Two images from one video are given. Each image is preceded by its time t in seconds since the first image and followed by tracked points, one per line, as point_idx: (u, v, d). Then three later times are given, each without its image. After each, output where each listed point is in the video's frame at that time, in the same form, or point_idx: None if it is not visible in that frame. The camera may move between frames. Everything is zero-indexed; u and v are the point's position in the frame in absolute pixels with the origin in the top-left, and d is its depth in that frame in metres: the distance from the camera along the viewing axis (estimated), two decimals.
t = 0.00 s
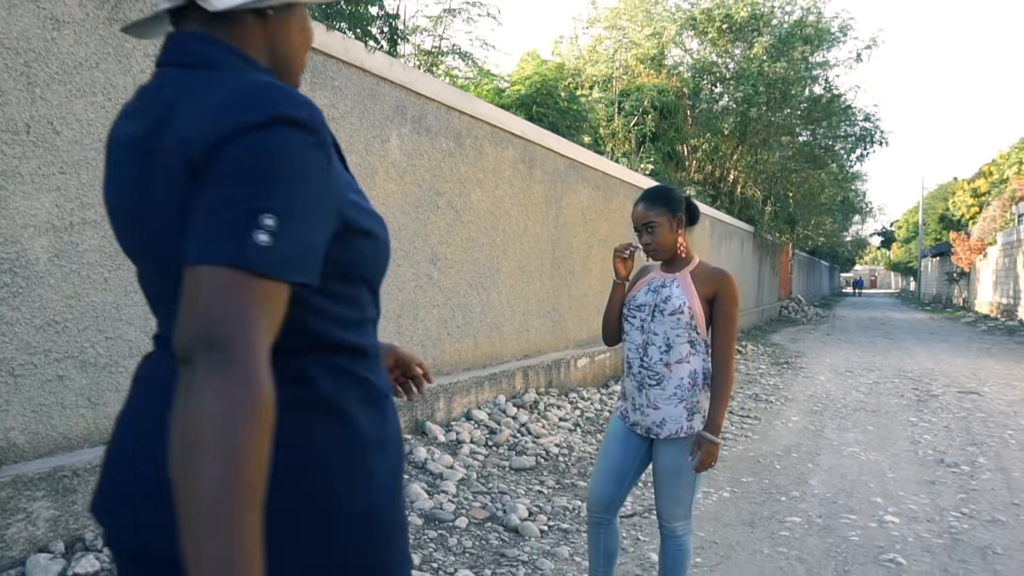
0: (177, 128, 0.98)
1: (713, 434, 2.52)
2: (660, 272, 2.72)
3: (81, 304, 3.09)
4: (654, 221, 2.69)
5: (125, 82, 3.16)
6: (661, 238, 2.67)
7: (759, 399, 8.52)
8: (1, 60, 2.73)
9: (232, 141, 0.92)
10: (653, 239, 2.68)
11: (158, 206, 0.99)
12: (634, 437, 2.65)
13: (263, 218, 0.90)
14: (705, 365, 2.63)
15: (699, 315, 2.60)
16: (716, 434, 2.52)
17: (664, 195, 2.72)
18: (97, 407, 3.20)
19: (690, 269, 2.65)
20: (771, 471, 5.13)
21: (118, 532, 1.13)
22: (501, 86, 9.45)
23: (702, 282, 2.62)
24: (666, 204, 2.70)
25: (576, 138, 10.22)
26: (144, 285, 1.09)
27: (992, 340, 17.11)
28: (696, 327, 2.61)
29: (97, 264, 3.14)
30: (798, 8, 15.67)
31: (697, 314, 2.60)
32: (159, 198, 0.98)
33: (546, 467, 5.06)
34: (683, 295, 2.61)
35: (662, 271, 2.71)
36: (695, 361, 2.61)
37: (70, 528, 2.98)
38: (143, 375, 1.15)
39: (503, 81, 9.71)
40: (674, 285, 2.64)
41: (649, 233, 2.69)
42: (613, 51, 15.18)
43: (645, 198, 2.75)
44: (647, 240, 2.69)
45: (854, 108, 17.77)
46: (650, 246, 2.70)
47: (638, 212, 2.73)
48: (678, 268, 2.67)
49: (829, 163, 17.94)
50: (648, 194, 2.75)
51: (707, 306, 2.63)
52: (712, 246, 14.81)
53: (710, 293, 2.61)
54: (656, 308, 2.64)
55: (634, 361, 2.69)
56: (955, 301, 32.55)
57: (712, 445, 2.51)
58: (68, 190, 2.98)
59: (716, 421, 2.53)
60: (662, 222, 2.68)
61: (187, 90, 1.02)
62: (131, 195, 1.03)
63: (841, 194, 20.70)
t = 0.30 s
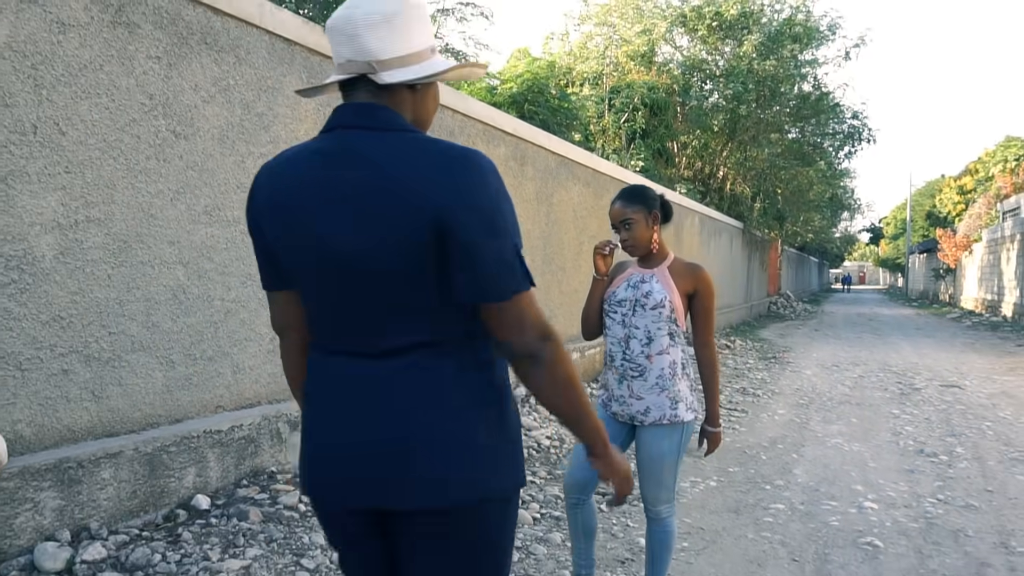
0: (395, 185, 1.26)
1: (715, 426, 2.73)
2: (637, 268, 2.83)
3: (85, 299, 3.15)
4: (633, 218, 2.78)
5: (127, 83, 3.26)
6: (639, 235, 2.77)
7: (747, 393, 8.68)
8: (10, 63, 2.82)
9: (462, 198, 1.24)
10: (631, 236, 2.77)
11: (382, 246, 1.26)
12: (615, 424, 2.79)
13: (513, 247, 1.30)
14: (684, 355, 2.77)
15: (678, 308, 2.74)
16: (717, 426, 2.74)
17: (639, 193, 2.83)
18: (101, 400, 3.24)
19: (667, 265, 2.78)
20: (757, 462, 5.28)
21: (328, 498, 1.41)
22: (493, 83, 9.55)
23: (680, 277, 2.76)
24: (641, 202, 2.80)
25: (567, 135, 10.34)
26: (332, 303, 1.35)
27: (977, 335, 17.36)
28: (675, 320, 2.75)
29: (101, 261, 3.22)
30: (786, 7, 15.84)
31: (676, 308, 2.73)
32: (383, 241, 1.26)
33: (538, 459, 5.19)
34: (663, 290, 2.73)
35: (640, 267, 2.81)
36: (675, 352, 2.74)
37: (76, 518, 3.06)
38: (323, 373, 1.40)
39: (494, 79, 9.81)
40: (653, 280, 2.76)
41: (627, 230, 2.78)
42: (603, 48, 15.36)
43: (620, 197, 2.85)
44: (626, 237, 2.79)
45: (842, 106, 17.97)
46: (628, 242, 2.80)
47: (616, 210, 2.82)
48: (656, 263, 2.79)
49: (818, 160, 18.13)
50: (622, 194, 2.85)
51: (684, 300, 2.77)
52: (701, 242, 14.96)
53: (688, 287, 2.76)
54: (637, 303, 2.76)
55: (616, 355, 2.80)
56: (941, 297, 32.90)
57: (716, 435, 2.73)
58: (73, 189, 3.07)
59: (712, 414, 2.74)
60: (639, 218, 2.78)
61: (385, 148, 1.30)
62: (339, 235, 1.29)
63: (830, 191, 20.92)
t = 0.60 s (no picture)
0: (466, 179, 1.49)
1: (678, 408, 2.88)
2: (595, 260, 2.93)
3: (92, 288, 3.28)
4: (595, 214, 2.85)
5: (134, 80, 3.38)
6: (598, 230, 2.84)
7: (734, 384, 8.87)
8: (23, 61, 2.95)
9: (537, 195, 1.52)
10: (591, 231, 2.84)
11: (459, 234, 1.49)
12: (576, 410, 2.92)
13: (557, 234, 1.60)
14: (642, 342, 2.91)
15: (635, 297, 2.86)
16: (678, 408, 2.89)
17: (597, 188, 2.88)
18: (107, 384, 3.37)
19: (624, 257, 2.90)
20: (740, 449, 5.46)
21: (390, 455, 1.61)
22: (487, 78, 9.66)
23: (636, 268, 2.89)
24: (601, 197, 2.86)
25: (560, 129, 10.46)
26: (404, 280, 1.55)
27: (964, 329, 17.59)
28: (633, 308, 2.88)
29: (108, 251, 3.34)
30: (780, 2, 15.95)
31: (633, 297, 2.86)
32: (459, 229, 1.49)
33: (528, 446, 5.34)
34: (619, 281, 2.85)
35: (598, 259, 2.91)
36: (633, 338, 2.87)
37: (83, 496, 3.18)
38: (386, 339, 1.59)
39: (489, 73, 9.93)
40: (611, 272, 2.86)
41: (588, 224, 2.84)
42: (597, 42, 15.46)
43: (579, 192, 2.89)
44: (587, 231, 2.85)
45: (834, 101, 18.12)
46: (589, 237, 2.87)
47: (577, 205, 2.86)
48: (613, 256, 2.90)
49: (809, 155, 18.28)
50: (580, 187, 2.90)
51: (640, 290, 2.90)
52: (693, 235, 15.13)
53: (643, 278, 2.89)
54: (597, 293, 2.86)
55: (576, 343, 2.90)
56: (931, 291, 33.20)
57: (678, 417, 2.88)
58: (82, 181, 3.19)
59: (675, 397, 2.89)
60: (597, 213, 2.85)
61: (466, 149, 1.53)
62: (421, 222, 1.50)
63: (822, 185, 21.10)
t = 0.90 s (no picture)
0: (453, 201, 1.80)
1: (592, 386, 2.90)
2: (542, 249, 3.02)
3: (99, 277, 3.40)
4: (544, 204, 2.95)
5: (139, 76, 3.50)
6: (546, 219, 2.95)
7: (726, 376, 9.01)
8: (34, 58, 3.07)
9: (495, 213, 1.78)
10: (539, 220, 2.94)
11: (440, 241, 1.82)
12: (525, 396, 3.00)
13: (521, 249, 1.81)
14: (582, 326, 2.97)
15: (576, 283, 2.94)
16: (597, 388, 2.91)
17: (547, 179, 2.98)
18: (113, 370, 3.50)
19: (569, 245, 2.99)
20: (728, 438, 5.60)
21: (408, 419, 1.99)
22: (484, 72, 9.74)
23: (577, 255, 2.97)
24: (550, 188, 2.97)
25: (556, 123, 10.56)
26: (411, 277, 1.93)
27: (957, 322, 17.76)
28: (573, 293, 2.95)
29: (114, 242, 3.46)
30: None
31: (574, 282, 2.94)
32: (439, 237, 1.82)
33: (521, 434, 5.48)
34: (562, 267, 2.93)
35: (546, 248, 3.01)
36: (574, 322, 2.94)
37: (90, 477, 3.31)
38: (401, 324, 1.98)
39: (487, 67, 10.00)
40: (555, 259, 2.95)
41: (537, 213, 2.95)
42: (597, 35, 15.25)
43: (529, 183, 2.99)
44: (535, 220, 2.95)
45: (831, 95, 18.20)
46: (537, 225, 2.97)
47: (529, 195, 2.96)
48: (558, 244, 2.99)
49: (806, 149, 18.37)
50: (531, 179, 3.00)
51: (582, 276, 2.98)
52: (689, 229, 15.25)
53: (586, 265, 2.97)
54: (539, 279, 2.94)
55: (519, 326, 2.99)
56: (927, 286, 33.35)
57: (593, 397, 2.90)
58: (90, 174, 3.31)
59: (593, 376, 2.92)
60: (546, 204, 2.96)
61: (448, 172, 1.85)
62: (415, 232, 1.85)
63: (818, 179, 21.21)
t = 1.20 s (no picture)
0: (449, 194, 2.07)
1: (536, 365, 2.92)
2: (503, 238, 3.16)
3: (108, 271, 3.49)
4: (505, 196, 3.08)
5: (147, 73, 3.58)
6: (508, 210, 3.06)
7: (724, 369, 9.10)
8: (45, 57, 3.15)
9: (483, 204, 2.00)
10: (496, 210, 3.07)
11: (443, 234, 2.08)
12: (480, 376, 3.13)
13: (506, 235, 1.97)
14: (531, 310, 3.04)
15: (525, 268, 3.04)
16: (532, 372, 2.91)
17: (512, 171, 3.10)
18: (121, 361, 3.58)
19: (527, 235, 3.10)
20: (723, 430, 5.70)
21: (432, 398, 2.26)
22: (485, 67, 9.80)
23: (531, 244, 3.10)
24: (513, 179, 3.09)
25: (557, 118, 10.62)
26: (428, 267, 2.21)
27: (957, 318, 17.83)
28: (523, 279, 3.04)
29: (122, 236, 3.55)
30: None
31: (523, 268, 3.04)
32: (443, 230, 2.08)
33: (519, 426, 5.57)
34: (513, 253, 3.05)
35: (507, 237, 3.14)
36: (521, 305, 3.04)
37: (98, 466, 3.39)
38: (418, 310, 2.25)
39: (488, 62, 10.07)
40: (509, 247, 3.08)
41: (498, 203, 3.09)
42: (598, 30, 15.27)
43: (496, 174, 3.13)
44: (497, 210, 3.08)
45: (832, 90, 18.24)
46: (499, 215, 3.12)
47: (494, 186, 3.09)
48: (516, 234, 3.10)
49: (806, 144, 18.41)
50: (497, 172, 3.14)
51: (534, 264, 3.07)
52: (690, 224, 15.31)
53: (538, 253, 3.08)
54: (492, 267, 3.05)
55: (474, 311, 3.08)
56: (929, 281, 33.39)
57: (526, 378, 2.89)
58: (99, 169, 3.40)
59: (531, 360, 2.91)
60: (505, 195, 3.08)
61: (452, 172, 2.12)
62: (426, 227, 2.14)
63: (819, 174, 21.25)
